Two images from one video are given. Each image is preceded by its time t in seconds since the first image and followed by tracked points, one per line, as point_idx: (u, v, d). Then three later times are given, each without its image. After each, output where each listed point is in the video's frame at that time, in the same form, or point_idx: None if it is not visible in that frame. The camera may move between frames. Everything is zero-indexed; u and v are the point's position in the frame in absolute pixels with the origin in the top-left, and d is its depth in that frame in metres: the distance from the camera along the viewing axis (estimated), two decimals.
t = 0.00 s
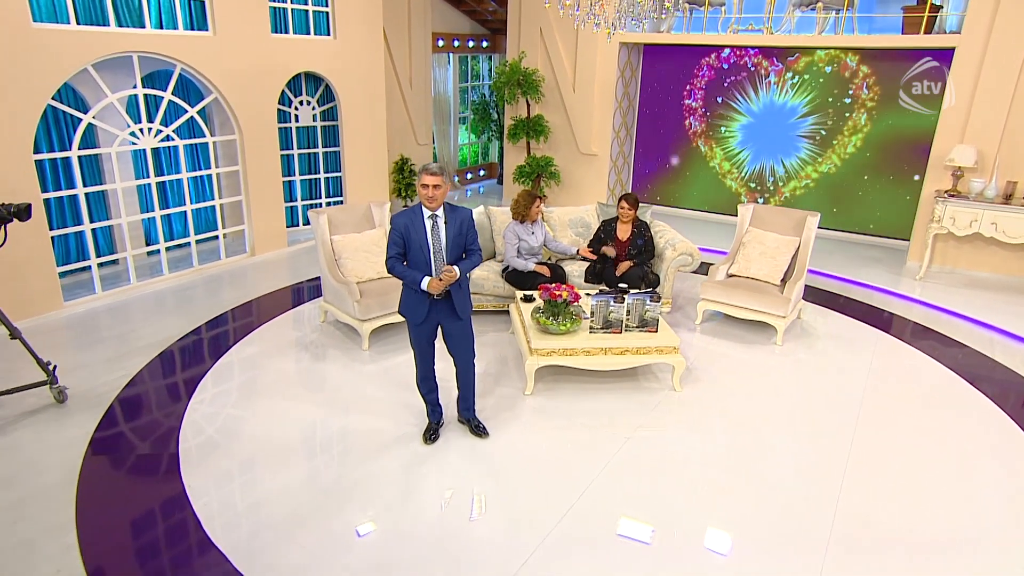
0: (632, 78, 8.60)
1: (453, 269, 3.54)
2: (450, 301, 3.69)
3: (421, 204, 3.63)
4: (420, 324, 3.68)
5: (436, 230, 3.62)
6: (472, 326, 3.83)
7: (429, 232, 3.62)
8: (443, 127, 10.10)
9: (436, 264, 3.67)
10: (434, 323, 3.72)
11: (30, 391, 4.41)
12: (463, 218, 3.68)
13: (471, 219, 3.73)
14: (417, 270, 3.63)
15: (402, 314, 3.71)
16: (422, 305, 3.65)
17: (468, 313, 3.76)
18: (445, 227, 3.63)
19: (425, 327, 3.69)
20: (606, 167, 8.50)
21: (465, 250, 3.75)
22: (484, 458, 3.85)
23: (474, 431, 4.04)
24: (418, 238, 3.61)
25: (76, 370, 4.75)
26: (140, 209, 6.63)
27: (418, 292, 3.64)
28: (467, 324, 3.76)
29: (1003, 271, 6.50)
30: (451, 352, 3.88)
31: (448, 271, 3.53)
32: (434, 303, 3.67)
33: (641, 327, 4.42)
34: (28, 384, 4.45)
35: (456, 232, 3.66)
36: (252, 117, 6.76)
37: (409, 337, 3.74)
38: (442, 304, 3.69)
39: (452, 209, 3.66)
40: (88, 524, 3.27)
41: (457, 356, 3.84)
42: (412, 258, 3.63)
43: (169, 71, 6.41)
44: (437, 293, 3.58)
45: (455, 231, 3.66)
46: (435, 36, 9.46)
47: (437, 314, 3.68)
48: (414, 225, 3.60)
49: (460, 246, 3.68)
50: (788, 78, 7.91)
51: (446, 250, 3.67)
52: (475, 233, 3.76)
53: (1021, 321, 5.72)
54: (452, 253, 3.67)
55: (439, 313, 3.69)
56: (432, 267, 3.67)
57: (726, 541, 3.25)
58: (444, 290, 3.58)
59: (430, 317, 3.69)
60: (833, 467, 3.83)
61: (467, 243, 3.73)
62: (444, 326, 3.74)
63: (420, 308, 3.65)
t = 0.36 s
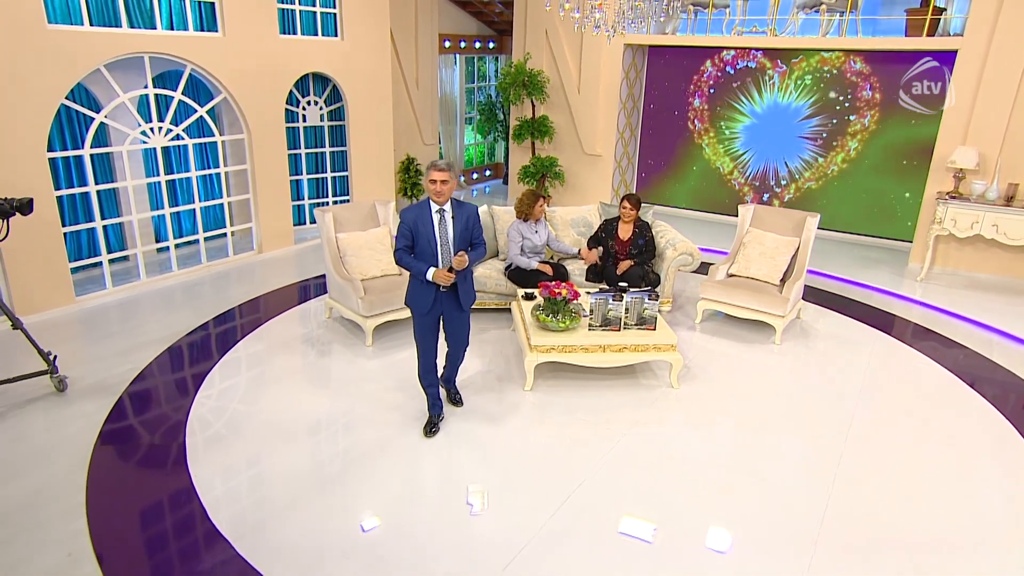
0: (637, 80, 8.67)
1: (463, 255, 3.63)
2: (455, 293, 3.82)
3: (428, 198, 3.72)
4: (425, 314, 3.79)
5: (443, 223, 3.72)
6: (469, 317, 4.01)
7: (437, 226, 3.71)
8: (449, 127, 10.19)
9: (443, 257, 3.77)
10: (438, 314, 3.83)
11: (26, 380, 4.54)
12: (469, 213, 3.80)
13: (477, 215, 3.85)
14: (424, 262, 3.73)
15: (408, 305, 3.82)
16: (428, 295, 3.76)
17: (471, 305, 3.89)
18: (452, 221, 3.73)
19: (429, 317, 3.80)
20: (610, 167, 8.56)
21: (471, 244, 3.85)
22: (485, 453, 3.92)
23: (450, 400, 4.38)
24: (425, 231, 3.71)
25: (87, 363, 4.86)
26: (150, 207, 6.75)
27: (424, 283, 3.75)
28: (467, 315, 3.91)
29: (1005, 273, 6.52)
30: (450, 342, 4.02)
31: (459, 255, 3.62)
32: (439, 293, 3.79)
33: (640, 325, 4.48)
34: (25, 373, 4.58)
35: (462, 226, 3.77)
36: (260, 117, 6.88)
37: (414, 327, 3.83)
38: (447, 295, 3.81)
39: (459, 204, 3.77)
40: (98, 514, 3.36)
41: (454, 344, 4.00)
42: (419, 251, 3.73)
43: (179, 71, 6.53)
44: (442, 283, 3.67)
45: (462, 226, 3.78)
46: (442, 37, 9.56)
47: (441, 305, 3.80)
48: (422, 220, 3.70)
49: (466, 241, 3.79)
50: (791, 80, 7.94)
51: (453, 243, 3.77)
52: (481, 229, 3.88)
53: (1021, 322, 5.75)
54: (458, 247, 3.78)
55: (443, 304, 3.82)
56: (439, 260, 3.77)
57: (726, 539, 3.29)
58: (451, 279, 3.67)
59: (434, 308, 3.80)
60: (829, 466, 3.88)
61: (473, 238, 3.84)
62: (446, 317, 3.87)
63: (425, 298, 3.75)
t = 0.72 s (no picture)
0: (637, 81, 8.74)
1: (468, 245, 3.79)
2: (456, 283, 3.95)
3: (435, 194, 3.83)
4: (426, 303, 3.88)
5: (448, 218, 3.84)
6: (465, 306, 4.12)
7: (442, 220, 3.82)
8: (451, 128, 10.27)
9: (445, 248, 3.87)
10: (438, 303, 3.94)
11: (18, 371, 4.66)
12: (472, 210, 3.91)
13: (479, 211, 3.97)
14: (428, 252, 3.82)
15: (409, 293, 3.90)
16: (430, 284, 3.85)
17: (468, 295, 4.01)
18: (456, 216, 3.85)
19: (430, 306, 3.89)
20: (610, 168, 8.64)
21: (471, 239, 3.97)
22: (483, 449, 3.99)
23: (447, 395, 4.48)
24: (431, 224, 3.80)
25: (93, 358, 4.95)
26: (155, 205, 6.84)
27: (427, 272, 3.84)
28: (466, 305, 4.03)
29: (1000, 274, 6.57)
30: (447, 330, 4.13)
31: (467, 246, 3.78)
32: (441, 283, 3.89)
33: (635, 322, 4.55)
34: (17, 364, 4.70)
35: (465, 222, 3.88)
36: (263, 116, 6.97)
37: (415, 314, 3.91)
38: (447, 285, 3.92)
39: (463, 201, 3.89)
40: (104, 506, 3.45)
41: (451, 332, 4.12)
42: (423, 242, 3.82)
43: (184, 71, 6.63)
44: (446, 272, 3.78)
45: (465, 221, 3.89)
46: (444, 38, 9.65)
47: (441, 294, 3.90)
48: (428, 212, 3.79)
49: (468, 235, 3.91)
50: (790, 81, 7.99)
51: (455, 238, 3.89)
52: (482, 225, 4.00)
53: (1015, 322, 5.80)
54: (461, 241, 3.89)
55: (443, 293, 3.92)
56: (442, 251, 3.87)
57: (724, 536, 3.34)
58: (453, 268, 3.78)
59: (435, 297, 3.89)
60: (820, 463, 3.94)
61: (474, 233, 3.96)
62: (445, 305, 3.97)
63: (427, 287, 3.85)
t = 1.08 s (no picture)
0: (628, 81, 8.84)
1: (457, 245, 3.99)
2: (440, 274, 4.07)
3: (424, 188, 4.02)
4: (409, 291, 4.05)
5: (435, 212, 4.03)
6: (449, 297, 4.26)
7: (429, 213, 4.02)
8: (445, 127, 10.35)
9: (431, 241, 4.06)
10: (422, 293, 4.09)
11: None
12: (457, 206, 4.11)
13: (464, 208, 4.17)
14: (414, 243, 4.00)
15: (394, 281, 4.06)
16: (415, 274, 4.01)
17: (451, 286, 4.17)
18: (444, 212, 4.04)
19: (413, 295, 4.07)
20: (601, 168, 8.73)
21: (456, 235, 4.18)
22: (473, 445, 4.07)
23: (437, 389, 4.59)
24: (418, 216, 3.99)
25: (89, 354, 5.02)
26: (150, 203, 6.91)
27: (412, 262, 4.00)
28: (449, 297, 4.17)
29: (984, 272, 6.68)
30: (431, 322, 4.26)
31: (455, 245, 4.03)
32: (425, 273, 4.04)
33: (621, 318, 4.68)
34: None
35: (451, 216, 4.09)
36: (257, 116, 7.04)
37: (398, 302, 4.08)
38: (432, 276, 4.06)
39: (450, 197, 4.09)
40: (100, 499, 3.53)
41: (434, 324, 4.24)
42: (410, 233, 4.00)
43: (179, 71, 6.69)
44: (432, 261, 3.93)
45: (450, 215, 4.08)
46: (438, 38, 9.72)
47: (426, 285, 4.06)
48: (416, 205, 3.98)
49: (453, 229, 4.11)
50: (779, 82, 8.09)
51: (441, 232, 4.09)
52: (466, 222, 4.22)
53: (997, 320, 5.90)
54: (446, 235, 4.10)
55: (427, 284, 4.07)
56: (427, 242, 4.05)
57: (714, 532, 3.40)
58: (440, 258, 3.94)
59: (419, 287, 4.06)
60: (803, 457, 4.03)
61: (458, 229, 4.17)
62: (429, 295, 4.12)
63: (412, 276, 4.01)
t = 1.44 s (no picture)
0: (618, 81, 8.93)
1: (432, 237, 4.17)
2: (415, 269, 4.31)
3: (395, 187, 4.22)
4: (387, 287, 4.29)
5: (407, 209, 4.23)
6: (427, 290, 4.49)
7: (401, 210, 4.21)
8: (437, 127, 10.43)
9: (405, 236, 4.25)
10: (400, 287, 4.33)
11: None
12: (428, 202, 4.32)
13: (434, 204, 4.37)
14: (389, 239, 4.19)
15: (372, 278, 4.29)
16: (392, 269, 4.24)
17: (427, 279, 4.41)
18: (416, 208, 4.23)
19: (391, 289, 4.31)
20: (591, 167, 8.83)
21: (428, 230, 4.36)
22: (462, 438, 4.14)
23: (426, 383, 4.68)
24: (391, 213, 4.18)
25: (82, 351, 5.08)
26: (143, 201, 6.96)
27: (388, 258, 4.23)
28: (427, 288, 4.41)
29: (966, 270, 6.79)
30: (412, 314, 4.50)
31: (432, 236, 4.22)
32: (401, 269, 4.28)
33: (607, 314, 4.74)
34: None
35: (423, 212, 4.28)
36: (250, 115, 7.10)
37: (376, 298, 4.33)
38: (408, 270, 4.30)
39: (420, 194, 4.29)
40: (95, 497, 3.56)
41: (416, 316, 4.46)
42: (384, 230, 4.19)
43: (171, 70, 6.75)
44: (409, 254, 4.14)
45: (422, 211, 4.28)
46: (430, 39, 9.80)
47: (403, 279, 4.29)
48: (388, 203, 4.18)
49: (425, 225, 4.31)
50: (766, 83, 8.21)
51: (414, 227, 4.27)
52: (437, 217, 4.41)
53: (978, 315, 6.01)
54: (419, 230, 4.29)
55: (405, 278, 4.31)
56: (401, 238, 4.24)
57: (704, 527, 3.44)
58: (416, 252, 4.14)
59: (396, 282, 4.30)
60: (784, 449, 4.12)
61: (430, 224, 4.36)
62: (407, 289, 4.36)
63: (389, 273, 4.25)
